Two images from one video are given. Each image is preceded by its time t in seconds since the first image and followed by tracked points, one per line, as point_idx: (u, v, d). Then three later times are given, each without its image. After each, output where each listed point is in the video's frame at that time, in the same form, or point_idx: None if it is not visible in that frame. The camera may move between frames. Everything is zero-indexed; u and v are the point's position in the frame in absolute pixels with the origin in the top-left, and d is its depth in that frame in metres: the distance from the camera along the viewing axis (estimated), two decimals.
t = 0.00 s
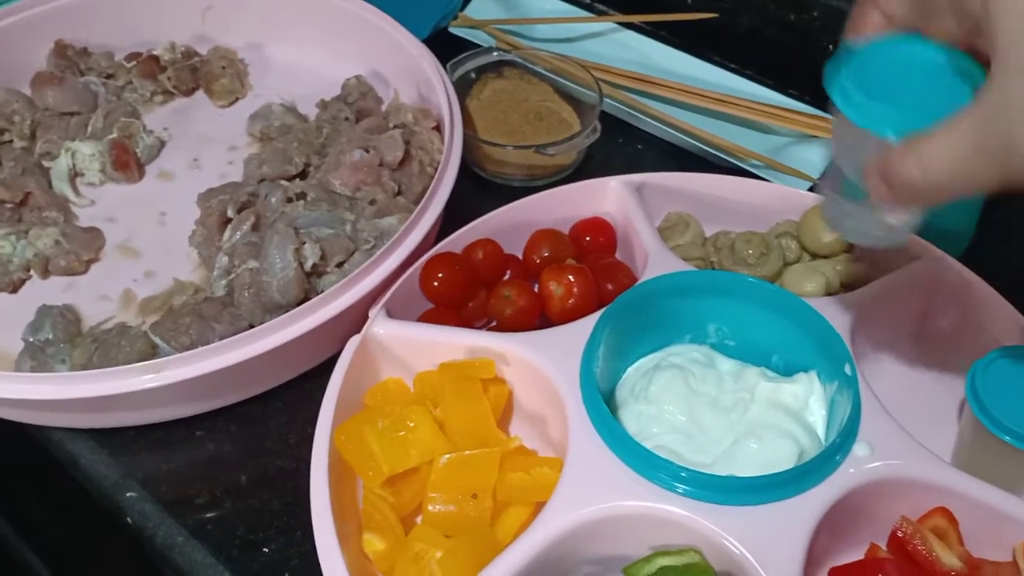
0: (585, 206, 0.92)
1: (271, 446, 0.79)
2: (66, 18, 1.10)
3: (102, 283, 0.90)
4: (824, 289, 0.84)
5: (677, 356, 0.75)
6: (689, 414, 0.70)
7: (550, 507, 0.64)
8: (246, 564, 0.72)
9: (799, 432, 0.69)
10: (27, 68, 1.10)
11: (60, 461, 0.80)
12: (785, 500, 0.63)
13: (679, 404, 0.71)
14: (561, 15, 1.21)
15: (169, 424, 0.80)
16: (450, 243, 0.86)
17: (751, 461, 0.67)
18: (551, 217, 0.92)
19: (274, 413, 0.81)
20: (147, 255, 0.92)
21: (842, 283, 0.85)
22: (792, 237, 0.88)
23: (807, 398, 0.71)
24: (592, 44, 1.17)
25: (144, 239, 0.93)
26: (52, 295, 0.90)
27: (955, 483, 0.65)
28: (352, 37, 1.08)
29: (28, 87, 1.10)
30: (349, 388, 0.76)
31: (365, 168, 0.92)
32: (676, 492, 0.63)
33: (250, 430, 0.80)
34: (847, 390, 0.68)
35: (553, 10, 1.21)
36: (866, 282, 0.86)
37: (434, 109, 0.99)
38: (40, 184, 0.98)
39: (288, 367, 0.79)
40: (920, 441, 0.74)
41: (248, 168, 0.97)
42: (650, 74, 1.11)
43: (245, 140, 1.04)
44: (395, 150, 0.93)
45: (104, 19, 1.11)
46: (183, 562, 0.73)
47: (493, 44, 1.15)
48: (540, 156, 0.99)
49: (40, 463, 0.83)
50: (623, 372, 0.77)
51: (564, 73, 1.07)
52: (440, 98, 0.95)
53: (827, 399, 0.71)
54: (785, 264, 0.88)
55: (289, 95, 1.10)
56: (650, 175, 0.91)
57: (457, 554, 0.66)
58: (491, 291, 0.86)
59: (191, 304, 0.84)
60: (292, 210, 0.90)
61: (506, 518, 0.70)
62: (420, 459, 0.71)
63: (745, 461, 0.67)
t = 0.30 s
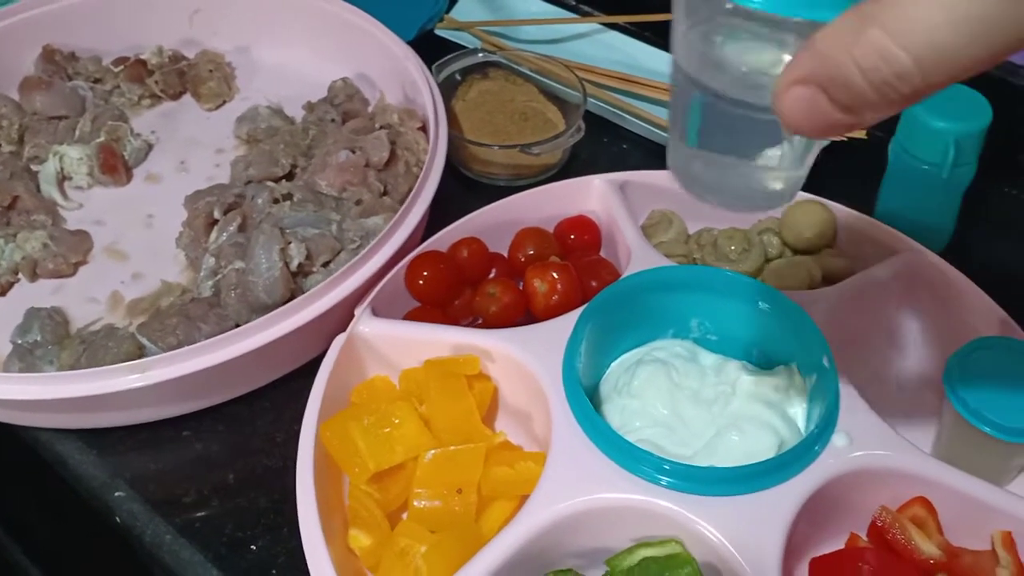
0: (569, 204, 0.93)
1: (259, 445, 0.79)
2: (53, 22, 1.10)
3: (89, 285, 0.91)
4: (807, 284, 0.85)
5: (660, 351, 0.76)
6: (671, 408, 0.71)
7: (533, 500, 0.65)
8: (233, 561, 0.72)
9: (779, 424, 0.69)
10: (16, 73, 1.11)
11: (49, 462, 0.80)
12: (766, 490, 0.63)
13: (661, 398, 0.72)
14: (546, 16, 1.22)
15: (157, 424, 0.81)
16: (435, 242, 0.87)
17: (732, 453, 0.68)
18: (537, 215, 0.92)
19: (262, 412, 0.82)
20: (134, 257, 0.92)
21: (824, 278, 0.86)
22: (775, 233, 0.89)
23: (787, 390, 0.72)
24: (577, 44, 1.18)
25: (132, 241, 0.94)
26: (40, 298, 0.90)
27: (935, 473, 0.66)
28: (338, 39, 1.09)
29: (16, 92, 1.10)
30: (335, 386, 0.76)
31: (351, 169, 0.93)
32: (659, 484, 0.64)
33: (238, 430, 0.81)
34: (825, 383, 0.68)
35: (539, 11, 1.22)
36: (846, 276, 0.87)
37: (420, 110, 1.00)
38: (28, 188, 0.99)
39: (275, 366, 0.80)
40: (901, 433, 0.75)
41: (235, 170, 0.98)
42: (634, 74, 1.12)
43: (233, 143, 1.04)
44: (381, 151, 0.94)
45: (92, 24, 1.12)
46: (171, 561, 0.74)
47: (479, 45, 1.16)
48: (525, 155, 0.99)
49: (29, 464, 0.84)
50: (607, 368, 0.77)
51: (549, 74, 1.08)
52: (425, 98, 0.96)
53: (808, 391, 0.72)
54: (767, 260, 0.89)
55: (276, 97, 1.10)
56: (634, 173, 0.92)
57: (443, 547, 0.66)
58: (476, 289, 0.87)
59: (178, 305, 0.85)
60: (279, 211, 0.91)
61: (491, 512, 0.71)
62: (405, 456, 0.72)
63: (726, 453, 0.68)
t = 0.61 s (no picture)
0: (564, 205, 0.94)
1: (256, 446, 0.80)
2: (49, 27, 1.11)
3: (86, 288, 0.91)
4: (799, 282, 0.86)
5: (655, 349, 0.77)
6: (667, 405, 0.72)
7: (530, 498, 0.65)
8: (231, 561, 0.72)
9: (774, 420, 0.70)
10: (12, 79, 1.11)
11: (46, 464, 0.81)
12: (761, 485, 0.64)
13: (656, 396, 0.72)
14: (539, 19, 1.22)
15: (155, 425, 0.81)
16: (431, 243, 0.87)
17: (727, 449, 0.68)
18: (533, 215, 0.93)
19: (259, 413, 0.82)
20: (131, 260, 0.93)
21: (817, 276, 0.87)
22: (768, 232, 0.90)
23: (781, 386, 0.73)
24: (570, 46, 1.18)
25: (128, 244, 0.94)
26: (37, 301, 0.90)
27: (928, 467, 0.67)
28: (332, 42, 1.10)
29: (12, 97, 1.11)
30: (332, 387, 0.77)
31: (347, 171, 0.94)
32: (655, 480, 0.65)
33: (235, 430, 0.81)
34: (819, 379, 0.69)
35: (532, 14, 1.23)
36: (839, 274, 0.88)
37: (415, 112, 1.00)
38: (24, 192, 0.99)
39: (272, 367, 0.80)
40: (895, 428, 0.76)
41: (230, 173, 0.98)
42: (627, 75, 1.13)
43: (229, 146, 1.05)
44: (376, 153, 0.95)
45: (87, 29, 1.13)
46: (170, 561, 0.74)
47: (473, 48, 1.17)
48: (519, 157, 1.00)
49: (26, 467, 0.84)
50: (602, 366, 0.78)
51: (542, 76, 1.08)
52: (420, 100, 0.97)
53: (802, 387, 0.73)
54: (761, 258, 0.90)
55: (271, 101, 1.11)
56: (628, 173, 0.93)
57: (441, 545, 0.67)
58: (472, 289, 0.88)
59: (175, 307, 0.85)
60: (275, 213, 0.91)
61: (489, 510, 0.71)
62: (402, 454, 0.72)
63: (721, 449, 0.68)
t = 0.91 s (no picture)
0: (579, 208, 0.94)
1: (273, 447, 0.80)
2: (64, 29, 1.11)
3: (103, 289, 0.91)
4: (813, 287, 0.86)
5: (672, 352, 0.77)
6: (684, 408, 0.72)
7: (550, 500, 0.65)
8: (250, 562, 0.73)
9: (792, 425, 0.70)
10: (26, 80, 1.11)
11: (64, 465, 0.81)
12: (781, 489, 0.64)
13: (674, 399, 0.72)
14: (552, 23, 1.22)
15: (173, 426, 0.81)
16: (447, 246, 0.87)
17: (746, 453, 0.68)
18: (548, 218, 0.93)
19: (276, 414, 0.82)
20: (148, 262, 0.93)
21: (831, 281, 0.87)
22: (783, 236, 0.91)
23: (799, 391, 0.73)
24: (585, 51, 1.19)
25: (144, 246, 0.95)
26: (53, 302, 0.90)
27: (947, 472, 0.67)
28: (347, 46, 1.10)
29: (27, 98, 1.11)
30: (350, 389, 0.77)
31: (362, 173, 0.93)
32: (675, 484, 0.65)
33: (253, 432, 0.81)
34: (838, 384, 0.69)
35: (546, 19, 1.23)
36: (854, 280, 0.88)
37: (430, 115, 1.00)
38: (40, 193, 0.99)
39: (289, 368, 0.80)
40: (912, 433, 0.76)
41: (246, 175, 0.98)
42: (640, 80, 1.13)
43: (244, 148, 1.05)
44: (392, 156, 0.95)
45: (102, 30, 1.13)
46: (188, 562, 0.74)
47: (486, 52, 1.17)
48: (534, 160, 1.00)
49: (43, 467, 0.84)
50: (619, 369, 0.78)
51: (556, 80, 1.09)
52: (435, 104, 0.97)
53: (820, 391, 0.73)
54: (776, 263, 0.90)
55: (286, 104, 1.11)
56: (644, 178, 0.93)
57: (461, 547, 0.67)
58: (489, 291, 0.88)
59: (192, 308, 0.85)
60: (292, 215, 0.91)
61: (508, 513, 0.71)
62: (421, 457, 0.73)
63: (740, 453, 0.69)
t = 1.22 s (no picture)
0: (594, 216, 0.94)
1: (285, 452, 0.80)
2: (81, 30, 1.11)
3: (117, 292, 0.91)
4: (831, 299, 0.85)
5: (687, 363, 0.77)
6: (699, 420, 0.72)
7: (562, 512, 0.65)
8: (261, 568, 0.72)
9: (807, 438, 0.70)
10: (44, 81, 1.12)
11: (76, 467, 0.81)
12: (797, 503, 0.64)
13: (689, 411, 0.72)
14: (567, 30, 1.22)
15: (185, 430, 0.81)
16: (461, 252, 0.87)
17: (761, 467, 0.68)
18: (562, 226, 0.93)
19: (289, 419, 0.82)
20: (162, 264, 0.93)
21: (848, 293, 0.86)
22: (799, 246, 0.90)
23: (815, 405, 0.73)
24: (595, 58, 1.18)
25: (159, 249, 0.95)
26: (68, 304, 0.91)
27: (963, 489, 0.66)
28: (363, 51, 1.10)
29: (44, 99, 1.11)
30: (363, 396, 0.77)
31: (378, 179, 0.94)
32: (689, 496, 0.64)
33: (265, 436, 0.81)
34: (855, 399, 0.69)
35: (563, 26, 1.23)
36: (871, 292, 0.87)
37: (445, 121, 1.00)
38: (56, 195, 0.99)
39: (302, 374, 0.80)
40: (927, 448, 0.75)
41: (261, 179, 0.98)
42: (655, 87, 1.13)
43: (259, 152, 1.05)
44: (407, 162, 0.95)
45: (119, 33, 1.13)
46: (198, 566, 0.74)
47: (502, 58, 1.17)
48: (549, 167, 1.00)
49: (55, 469, 0.84)
50: (633, 380, 0.78)
51: (571, 87, 1.08)
52: (451, 111, 0.97)
53: (836, 405, 0.73)
54: (792, 274, 0.90)
55: (302, 108, 1.11)
56: (659, 187, 0.93)
57: (472, 557, 0.66)
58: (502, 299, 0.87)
59: (206, 313, 0.85)
60: (307, 220, 0.91)
61: (520, 522, 0.71)
62: (433, 465, 0.72)
63: (755, 467, 0.68)
